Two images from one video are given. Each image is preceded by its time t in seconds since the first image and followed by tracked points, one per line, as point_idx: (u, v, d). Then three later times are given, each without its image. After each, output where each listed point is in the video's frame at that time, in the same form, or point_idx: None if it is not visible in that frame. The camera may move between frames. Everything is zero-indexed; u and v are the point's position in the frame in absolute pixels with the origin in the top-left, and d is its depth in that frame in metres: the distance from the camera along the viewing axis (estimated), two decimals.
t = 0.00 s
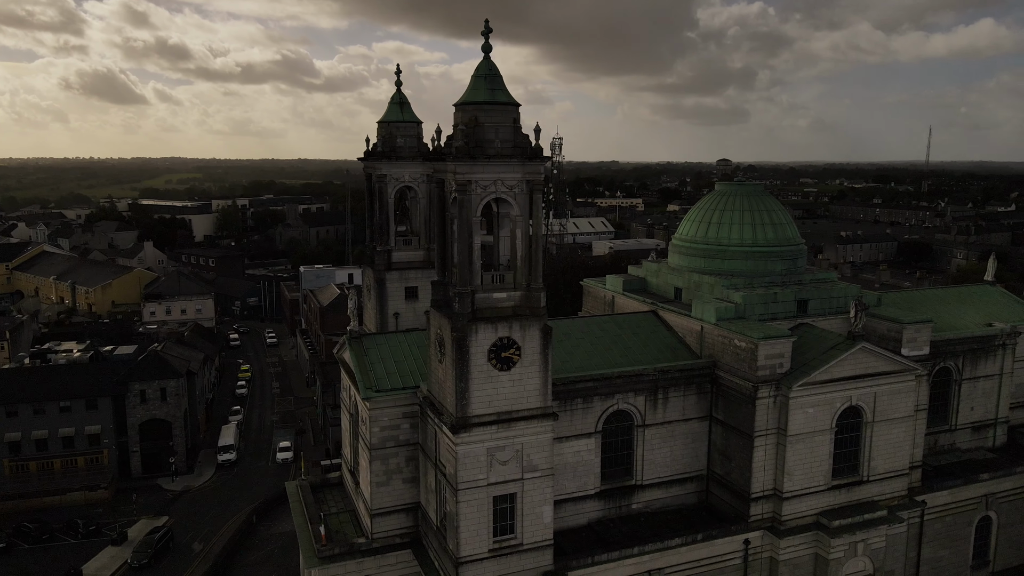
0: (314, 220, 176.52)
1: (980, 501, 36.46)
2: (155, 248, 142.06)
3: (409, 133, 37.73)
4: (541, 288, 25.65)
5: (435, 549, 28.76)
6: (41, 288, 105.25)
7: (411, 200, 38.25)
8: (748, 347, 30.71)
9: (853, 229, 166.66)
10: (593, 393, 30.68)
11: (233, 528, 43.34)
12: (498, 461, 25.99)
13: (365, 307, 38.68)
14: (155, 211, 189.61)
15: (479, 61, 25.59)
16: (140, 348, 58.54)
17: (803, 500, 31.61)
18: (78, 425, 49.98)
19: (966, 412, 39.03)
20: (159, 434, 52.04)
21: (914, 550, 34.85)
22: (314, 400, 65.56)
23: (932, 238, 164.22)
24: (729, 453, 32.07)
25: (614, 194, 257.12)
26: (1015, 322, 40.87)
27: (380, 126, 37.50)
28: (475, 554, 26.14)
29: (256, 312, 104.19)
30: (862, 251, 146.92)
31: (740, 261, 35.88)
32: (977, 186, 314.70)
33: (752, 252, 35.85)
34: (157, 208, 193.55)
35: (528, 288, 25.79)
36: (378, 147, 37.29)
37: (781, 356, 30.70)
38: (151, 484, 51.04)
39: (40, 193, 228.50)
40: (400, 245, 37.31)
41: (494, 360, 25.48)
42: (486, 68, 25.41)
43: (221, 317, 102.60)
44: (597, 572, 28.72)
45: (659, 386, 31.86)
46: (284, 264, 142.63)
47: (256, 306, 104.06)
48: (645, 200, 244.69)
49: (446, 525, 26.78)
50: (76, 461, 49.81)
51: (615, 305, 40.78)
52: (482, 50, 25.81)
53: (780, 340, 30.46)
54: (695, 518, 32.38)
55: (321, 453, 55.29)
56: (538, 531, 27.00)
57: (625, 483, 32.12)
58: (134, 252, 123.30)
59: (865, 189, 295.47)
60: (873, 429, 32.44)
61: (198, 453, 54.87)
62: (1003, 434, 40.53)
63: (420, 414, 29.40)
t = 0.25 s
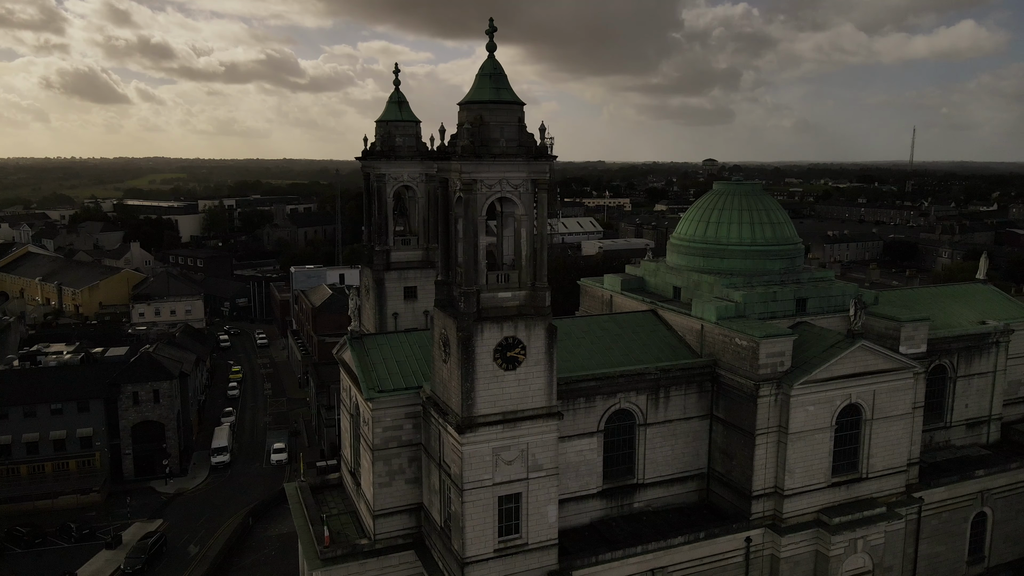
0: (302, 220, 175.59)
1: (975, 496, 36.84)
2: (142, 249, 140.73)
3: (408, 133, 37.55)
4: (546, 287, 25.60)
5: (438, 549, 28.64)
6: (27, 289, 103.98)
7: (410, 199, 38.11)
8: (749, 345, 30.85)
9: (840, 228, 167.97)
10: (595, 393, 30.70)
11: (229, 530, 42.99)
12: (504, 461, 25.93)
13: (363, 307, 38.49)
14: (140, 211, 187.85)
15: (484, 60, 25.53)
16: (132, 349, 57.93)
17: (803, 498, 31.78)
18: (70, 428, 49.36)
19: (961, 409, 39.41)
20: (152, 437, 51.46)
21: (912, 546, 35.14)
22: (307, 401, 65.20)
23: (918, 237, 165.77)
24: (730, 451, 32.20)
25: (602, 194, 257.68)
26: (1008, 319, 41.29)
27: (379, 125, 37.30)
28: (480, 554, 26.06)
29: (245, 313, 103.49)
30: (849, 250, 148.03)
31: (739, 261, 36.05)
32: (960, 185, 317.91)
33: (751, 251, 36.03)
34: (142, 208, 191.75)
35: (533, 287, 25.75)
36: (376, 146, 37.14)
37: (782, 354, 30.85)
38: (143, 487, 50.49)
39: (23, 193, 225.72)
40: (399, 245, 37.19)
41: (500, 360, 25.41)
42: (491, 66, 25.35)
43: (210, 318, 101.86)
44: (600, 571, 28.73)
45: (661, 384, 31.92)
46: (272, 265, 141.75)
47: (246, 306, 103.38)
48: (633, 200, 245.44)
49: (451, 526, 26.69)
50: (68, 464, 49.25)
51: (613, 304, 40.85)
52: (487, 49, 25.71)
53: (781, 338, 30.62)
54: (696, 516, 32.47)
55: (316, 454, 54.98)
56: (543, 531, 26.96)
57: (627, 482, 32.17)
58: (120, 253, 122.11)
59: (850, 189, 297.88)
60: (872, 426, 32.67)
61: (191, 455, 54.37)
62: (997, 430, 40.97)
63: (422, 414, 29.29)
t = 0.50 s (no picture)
0: (290, 221, 174.59)
1: (971, 493, 37.20)
2: (127, 249, 139.20)
3: (406, 132, 37.31)
4: (551, 287, 25.57)
5: (442, 551, 28.51)
6: (11, 291, 102.54)
7: (408, 199, 37.94)
8: (751, 344, 30.96)
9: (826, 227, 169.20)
10: (598, 392, 30.69)
11: (226, 533, 42.62)
12: (510, 461, 25.87)
13: (361, 308, 38.29)
14: (125, 212, 185.89)
15: (489, 59, 25.45)
16: (122, 351, 57.38)
17: (804, 496, 31.94)
18: (62, 431, 48.79)
19: (956, 406, 39.77)
20: (144, 439, 51.03)
21: (909, 542, 35.43)
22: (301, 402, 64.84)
23: (903, 236, 167.31)
24: (732, 450, 32.31)
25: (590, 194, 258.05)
26: (1001, 317, 41.71)
27: (377, 124, 36.99)
28: (486, 554, 25.98)
29: (235, 314, 102.74)
30: (836, 249, 149.15)
31: (738, 260, 36.21)
32: (943, 185, 321.11)
33: (750, 250, 36.20)
34: (126, 209, 189.77)
35: (538, 287, 25.71)
36: (375, 146, 36.92)
37: (783, 352, 30.99)
38: (136, 490, 50.02)
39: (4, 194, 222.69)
40: (397, 245, 37.05)
41: (506, 359, 25.34)
42: (496, 66, 25.27)
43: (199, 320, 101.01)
44: (605, 571, 28.74)
45: (662, 383, 31.97)
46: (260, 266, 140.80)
47: (235, 307, 102.65)
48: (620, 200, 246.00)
49: (456, 526, 26.60)
50: (59, 467, 48.64)
51: (611, 304, 40.86)
52: (492, 49, 25.61)
53: (782, 337, 30.77)
54: (698, 515, 32.57)
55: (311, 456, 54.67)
56: (548, 531, 26.92)
57: (629, 481, 32.21)
58: (107, 254, 120.81)
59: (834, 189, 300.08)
60: (871, 424, 32.90)
61: (184, 457, 53.91)
62: (990, 427, 41.39)
63: (425, 415, 29.17)
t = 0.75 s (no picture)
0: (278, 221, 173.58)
1: (968, 490, 37.53)
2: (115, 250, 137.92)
3: (406, 131, 37.12)
4: (557, 287, 25.52)
5: (447, 552, 28.40)
6: None
7: (408, 199, 37.78)
8: (753, 343, 31.07)
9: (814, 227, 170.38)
10: (601, 391, 30.68)
11: (223, 536, 42.27)
12: (516, 461, 25.80)
13: (360, 308, 38.12)
14: (111, 212, 184.13)
15: (494, 58, 25.35)
16: (114, 353, 56.80)
17: (805, 494, 32.10)
18: (54, 433, 48.16)
19: (951, 404, 40.11)
20: (138, 441, 50.56)
21: (908, 539, 35.70)
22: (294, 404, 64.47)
23: (890, 236, 168.68)
24: (734, 449, 32.42)
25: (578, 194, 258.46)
26: (995, 315, 42.10)
27: (376, 124, 36.74)
28: (492, 555, 25.88)
29: (225, 315, 102.00)
30: (823, 248, 150.20)
31: (738, 259, 36.33)
32: (927, 185, 324.20)
33: (749, 250, 36.35)
34: (112, 209, 187.99)
35: (544, 287, 25.65)
36: (374, 145, 36.74)
37: (785, 351, 31.12)
38: (130, 493, 49.52)
39: None
40: (397, 245, 36.88)
41: (513, 359, 25.27)
42: (502, 65, 25.18)
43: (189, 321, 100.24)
44: (610, 571, 28.73)
45: (665, 383, 32.03)
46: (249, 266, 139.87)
47: (225, 308, 101.92)
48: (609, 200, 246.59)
49: (462, 527, 26.49)
50: (51, 470, 47.99)
51: (610, 303, 40.90)
52: (497, 48, 25.52)
53: (784, 336, 30.90)
54: (700, 514, 32.64)
55: (306, 458, 54.36)
56: (554, 531, 26.87)
57: (632, 480, 32.24)
58: (93, 255, 119.56)
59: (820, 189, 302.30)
60: (871, 422, 33.10)
61: (178, 460, 53.44)
62: (985, 424, 41.79)
63: (429, 415, 29.05)
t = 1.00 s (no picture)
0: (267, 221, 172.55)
1: (965, 487, 37.87)
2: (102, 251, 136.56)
3: (406, 130, 36.87)
4: (564, 286, 25.48)
5: (452, 552, 28.30)
6: None
7: (408, 198, 37.60)
8: (756, 342, 31.16)
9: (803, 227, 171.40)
10: (605, 391, 30.67)
11: (220, 539, 41.93)
12: (523, 461, 25.74)
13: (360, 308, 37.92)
14: (97, 212, 182.34)
15: (501, 57, 25.25)
16: (106, 354, 56.21)
17: (807, 492, 32.24)
18: (47, 436, 47.35)
19: (948, 402, 40.43)
20: (132, 444, 50.07)
21: (907, 536, 35.95)
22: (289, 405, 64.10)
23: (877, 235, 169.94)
24: (736, 447, 32.50)
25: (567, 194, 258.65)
26: (991, 313, 42.44)
27: (377, 123, 36.41)
28: (500, 556, 25.82)
29: (215, 316, 101.26)
30: (812, 248, 151.16)
31: (739, 258, 36.44)
32: (913, 185, 326.97)
33: (750, 249, 36.44)
34: (98, 209, 186.18)
35: (550, 287, 25.60)
36: (374, 145, 36.55)
37: (787, 350, 31.24)
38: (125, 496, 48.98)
39: None
40: (397, 245, 36.71)
41: (520, 359, 25.20)
42: (508, 64, 25.08)
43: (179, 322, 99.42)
44: (615, 570, 28.74)
45: (667, 382, 32.08)
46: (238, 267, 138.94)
47: (215, 309, 101.17)
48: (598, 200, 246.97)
49: (469, 527, 26.43)
50: (44, 474, 47.03)
51: (609, 303, 40.90)
52: (504, 46, 25.42)
53: (787, 335, 31.02)
54: (703, 513, 32.70)
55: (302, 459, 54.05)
56: (561, 531, 26.83)
57: (635, 479, 32.25)
58: (81, 255, 118.34)
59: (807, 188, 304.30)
60: (871, 420, 33.31)
61: (172, 462, 52.96)
62: (980, 421, 42.17)
63: (433, 415, 28.93)
